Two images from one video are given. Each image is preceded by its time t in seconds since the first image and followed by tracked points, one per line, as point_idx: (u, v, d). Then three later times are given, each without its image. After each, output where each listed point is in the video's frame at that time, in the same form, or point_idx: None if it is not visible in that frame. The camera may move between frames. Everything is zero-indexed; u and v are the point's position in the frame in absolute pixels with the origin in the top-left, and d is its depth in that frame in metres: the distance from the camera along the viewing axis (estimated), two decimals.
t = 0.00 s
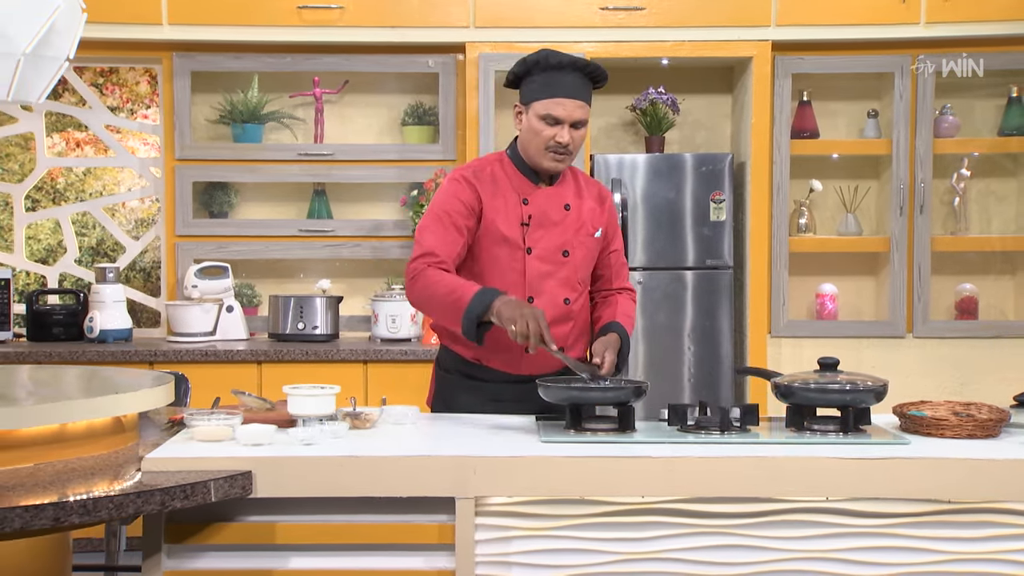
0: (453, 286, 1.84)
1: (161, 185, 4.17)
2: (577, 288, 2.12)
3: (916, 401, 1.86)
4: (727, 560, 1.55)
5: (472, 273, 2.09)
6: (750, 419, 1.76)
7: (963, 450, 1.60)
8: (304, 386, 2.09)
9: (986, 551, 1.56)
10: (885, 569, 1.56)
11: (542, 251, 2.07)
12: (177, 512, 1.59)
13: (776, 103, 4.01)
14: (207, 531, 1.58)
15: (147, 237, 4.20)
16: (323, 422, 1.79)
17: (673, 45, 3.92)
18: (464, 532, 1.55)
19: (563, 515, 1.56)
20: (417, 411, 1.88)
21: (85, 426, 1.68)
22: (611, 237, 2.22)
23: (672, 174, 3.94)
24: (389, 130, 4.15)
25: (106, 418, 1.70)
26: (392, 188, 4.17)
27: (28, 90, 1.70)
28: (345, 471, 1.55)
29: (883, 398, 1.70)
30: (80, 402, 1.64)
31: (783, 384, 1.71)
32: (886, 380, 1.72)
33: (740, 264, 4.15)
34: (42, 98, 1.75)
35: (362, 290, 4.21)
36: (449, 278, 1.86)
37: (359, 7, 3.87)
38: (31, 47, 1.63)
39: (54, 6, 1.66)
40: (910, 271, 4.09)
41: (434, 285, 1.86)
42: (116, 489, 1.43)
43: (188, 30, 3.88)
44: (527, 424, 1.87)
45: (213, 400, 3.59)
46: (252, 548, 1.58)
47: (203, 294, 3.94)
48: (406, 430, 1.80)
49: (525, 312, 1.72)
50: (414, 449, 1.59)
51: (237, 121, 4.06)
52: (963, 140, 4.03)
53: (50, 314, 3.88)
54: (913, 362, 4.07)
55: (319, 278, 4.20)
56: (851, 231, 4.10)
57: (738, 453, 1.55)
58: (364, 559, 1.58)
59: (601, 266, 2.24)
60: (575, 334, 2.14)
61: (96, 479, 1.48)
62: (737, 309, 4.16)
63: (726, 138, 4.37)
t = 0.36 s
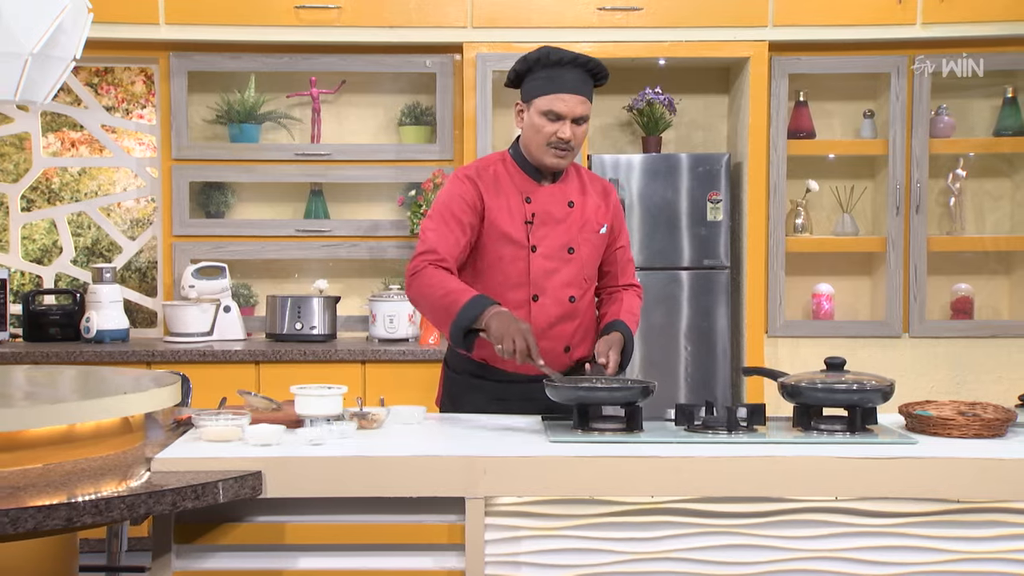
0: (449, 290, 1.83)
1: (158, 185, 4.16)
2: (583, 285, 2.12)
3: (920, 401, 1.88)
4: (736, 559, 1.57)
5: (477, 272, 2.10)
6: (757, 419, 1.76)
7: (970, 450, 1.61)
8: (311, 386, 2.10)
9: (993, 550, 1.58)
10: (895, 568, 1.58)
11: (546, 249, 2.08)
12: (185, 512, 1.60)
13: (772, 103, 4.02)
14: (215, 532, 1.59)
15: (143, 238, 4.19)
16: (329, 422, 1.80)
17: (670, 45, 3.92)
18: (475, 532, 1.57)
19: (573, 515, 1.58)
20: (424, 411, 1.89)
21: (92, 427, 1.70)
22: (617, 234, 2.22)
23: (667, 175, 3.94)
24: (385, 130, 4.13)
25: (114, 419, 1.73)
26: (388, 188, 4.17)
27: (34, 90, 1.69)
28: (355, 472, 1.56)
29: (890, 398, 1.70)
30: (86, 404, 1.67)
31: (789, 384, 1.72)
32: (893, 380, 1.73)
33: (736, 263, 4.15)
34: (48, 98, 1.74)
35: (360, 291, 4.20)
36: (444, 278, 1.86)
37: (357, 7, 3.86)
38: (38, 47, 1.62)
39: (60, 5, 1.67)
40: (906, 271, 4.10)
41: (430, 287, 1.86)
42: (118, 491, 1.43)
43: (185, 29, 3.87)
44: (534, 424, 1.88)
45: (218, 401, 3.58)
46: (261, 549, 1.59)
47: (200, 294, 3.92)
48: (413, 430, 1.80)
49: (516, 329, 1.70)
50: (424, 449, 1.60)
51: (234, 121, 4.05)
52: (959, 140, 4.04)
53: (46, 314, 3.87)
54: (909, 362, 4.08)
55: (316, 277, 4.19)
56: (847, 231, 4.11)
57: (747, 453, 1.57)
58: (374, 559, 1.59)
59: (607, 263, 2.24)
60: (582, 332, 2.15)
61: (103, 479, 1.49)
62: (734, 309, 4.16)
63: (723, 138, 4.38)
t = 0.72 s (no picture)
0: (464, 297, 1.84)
1: (153, 185, 4.15)
2: (586, 284, 2.13)
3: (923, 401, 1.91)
4: (743, 558, 1.60)
5: (480, 271, 2.10)
6: (762, 419, 1.80)
7: (975, 449, 1.65)
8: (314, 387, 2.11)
9: (996, 549, 1.62)
10: (901, 566, 1.61)
11: (548, 249, 2.09)
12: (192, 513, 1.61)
13: (767, 103, 4.03)
14: (222, 532, 1.61)
15: (138, 238, 4.18)
16: (335, 422, 1.83)
17: (665, 45, 3.93)
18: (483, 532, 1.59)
19: (580, 514, 1.60)
20: (428, 411, 1.90)
21: (98, 428, 1.71)
22: (618, 233, 2.22)
23: (660, 175, 3.95)
24: (379, 130, 4.14)
25: (120, 419, 1.73)
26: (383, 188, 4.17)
27: (42, 91, 1.69)
28: (364, 472, 1.57)
29: (894, 398, 1.74)
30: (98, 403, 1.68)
31: (795, 383, 1.76)
32: (896, 381, 1.77)
33: (731, 262, 4.16)
34: (55, 99, 1.74)
35: (354, 291, 4.20)
36: (459, 285, 1.87)
37: (352, 7, 3.86)
38: (43, 48, 1.62)
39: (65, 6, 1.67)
40: (900, 271, 4.11)
41: (444, 293, 1.87)
42: (124, 492, 1.43)
43: (180, 29, 3.86)
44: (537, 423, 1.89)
45: (223, 401, 3.57)
46: (269, 548, 1.60)
47: (194, 294, 3.91)
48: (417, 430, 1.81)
49: (538, 337, 1.70)
50: (433, 449, 1.62)
51: (229, 120, 4.05)
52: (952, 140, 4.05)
53: (40, 314, 3.86)
54: (903, 361, 4.09)
55: (310, 278, 4.19)
56: (841, 231, 4.12)
57: (756, 452, 1.59)
58: (383, 559, 1.61)
59: (608, 262, 2.25)
60: (584, 330, 2.16)
61: (108, 479, 1.50)
62: (728, 308, 4.17)
63: (717, 138, 4.39)
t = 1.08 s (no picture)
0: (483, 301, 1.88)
1: (148, 185, 4.14)
2: (589, 283, 2.15)
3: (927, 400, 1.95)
4: (752, 557, 1.62)
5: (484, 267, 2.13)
6: (766, 418, 1.84)
7: (978, 447, 1.68)
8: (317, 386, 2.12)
9: (1003, 548, 1.65)
10: (908, 565, 1.64)
11: (552, 247, 2.11)
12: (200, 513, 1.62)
13: (762, 103, 4.04)
14: (230, 532, 1.61)
15: (133, 237, 4.17)
16: (341, 421, 1.84)
17: (660, 45, 3.93)
18: (491, 532, 1.60)
19: (586, 514, 1.62)
20: (433, 410, 1.92)
21: (105, 428, 1.70)
22: (625, 234, 2.24)
23: (654, 174, 3.96)
24: (374, 129, 4.12)
25: (127, 419, 1.73)
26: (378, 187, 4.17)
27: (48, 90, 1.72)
28: (373, 471, 1.59)
29: (899, 396, 1.77)
30: (104, 403, 1.68)
31: (799, 382, 1.80)
32: (903, 380, 1.79)
33: (725, 261, 4.16)
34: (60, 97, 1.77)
35: (349, 291, 4.19)
36: (477, 290, 1.91)
37: (348, 6, 3.86)
38: (48, 47, 1.65)
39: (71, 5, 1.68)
40: (894, 270, 4.12)
41: (464, 298, 1.91)
42: (132, 492, 1.44)
43: (175, 28, 3.85)
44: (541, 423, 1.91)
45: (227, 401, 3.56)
46: (277, 548, 1.61)
47: (190, 294, 3.91)
48: (422, 430, 1.84)
49: (552, 338, 1.75)
50: (444, 449, 1.64)
51: (223, 119, 4.03)
52: (945, 141, 4.06)
53: (34, 314, 3.84)
54: (897, 359, 4.10)
55: (305, 277, 4.18)
56: (835, 231, 4.13)
57: (770, 451, 1.62)
58: (392, 559, 1.61)
59: (614, 262, 2.27)
60: (587, 328, 2.18)
61: (114, 479, 1.51)
62: (723, 307, 4.17)
63: (711, 138, 4.39)
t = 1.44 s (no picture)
0: (497, 296, 1.90)
1: (142, 185, 4.13)
2: (596, 282, 2.16)
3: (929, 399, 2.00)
4: (758, 555, 1.67)
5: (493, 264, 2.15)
6: (770, 417, 1.88)
7: (980, 446, 1.73)
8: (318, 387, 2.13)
9: (1007, 546, 1.70)
10: (913, 563, 1.69)
11: (561, 245, 2.13)
12: (208, 513, 1.65)
13: (755, 104, 4.05)
14: (238, 533, 1.65)
15: (126, 237, 4.15)
16: (345, 421, 1.86)
17: (654, 45, 3.94)
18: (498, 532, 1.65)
19: (592, 513, 1.66)
20: (437, 410, 1.97)
21: (111, 428, 1.70)
22: (635, 236, 2.27)
23: (647, 174, 3.96)
24: (368, 129, 4.12)
25: (133, 419, 1.73)
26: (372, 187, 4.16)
27: (52, 90, 1.69)
28: (381, 470, 1.63)
29: (902, 396, 1.81)
30: (118, 403, 1.68)
31: (805, 382, 1.84)
32: (904, 380, 1.84)
33: (719, 260, 4.17)
34: (65, 97, 1.74)
35: (343, 291, 4.19)
36: (491, 286, 1.93)
37: (343, 7, 3.86)
38: (54, 46, 1.62)
39: (76, 6, 1.66)
40: (886, 270, 4.12)
41: (476, 293, 1.93)
42: (138, 492, 1.44)
43: (170, 28, 3.84)
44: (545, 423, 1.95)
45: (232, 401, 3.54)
46: (287, 548, 1.65)
47: (184, 294, 3.90)
48: (425, 429, 1.88)
49: (561, 333, 1.79)
50: (447, 449, 1.68)
51: (218, 119, 4.03)
52: (938, 141, 4.08)
53: (27, 314, 3.82)
54: (890, 358, 4.12)
55: (299, 277, 4.18)
56: (828, 231, 4.14)
57: (774, 451, 1.66)
58: (400, 559, 1.66)
59: (623, 263, 2.29)
60: (594, 327, 2.20)
61: (119, 480, 1.51)
62: (717, 306, 4.18)
63: (704, 138, 4.40)
